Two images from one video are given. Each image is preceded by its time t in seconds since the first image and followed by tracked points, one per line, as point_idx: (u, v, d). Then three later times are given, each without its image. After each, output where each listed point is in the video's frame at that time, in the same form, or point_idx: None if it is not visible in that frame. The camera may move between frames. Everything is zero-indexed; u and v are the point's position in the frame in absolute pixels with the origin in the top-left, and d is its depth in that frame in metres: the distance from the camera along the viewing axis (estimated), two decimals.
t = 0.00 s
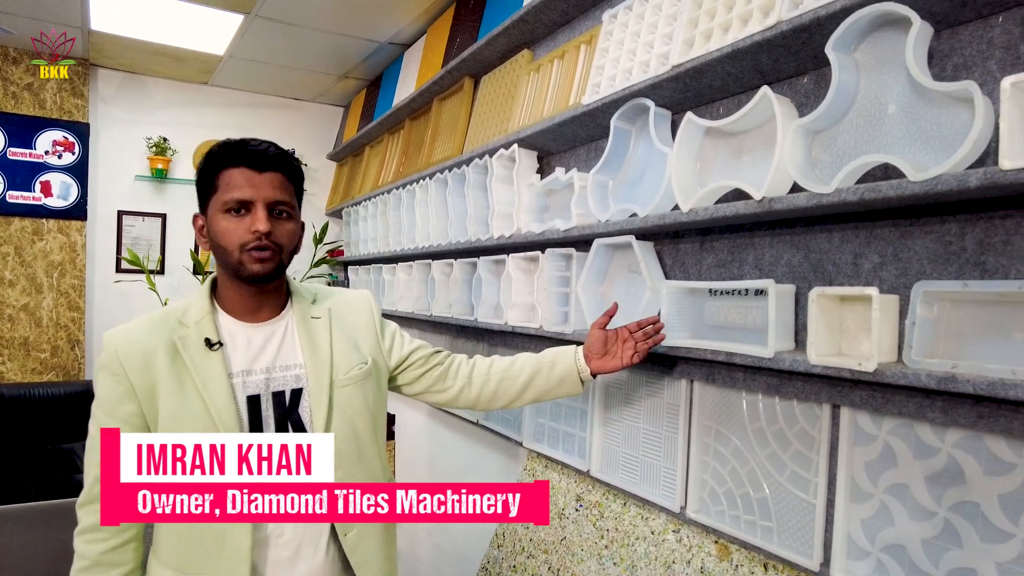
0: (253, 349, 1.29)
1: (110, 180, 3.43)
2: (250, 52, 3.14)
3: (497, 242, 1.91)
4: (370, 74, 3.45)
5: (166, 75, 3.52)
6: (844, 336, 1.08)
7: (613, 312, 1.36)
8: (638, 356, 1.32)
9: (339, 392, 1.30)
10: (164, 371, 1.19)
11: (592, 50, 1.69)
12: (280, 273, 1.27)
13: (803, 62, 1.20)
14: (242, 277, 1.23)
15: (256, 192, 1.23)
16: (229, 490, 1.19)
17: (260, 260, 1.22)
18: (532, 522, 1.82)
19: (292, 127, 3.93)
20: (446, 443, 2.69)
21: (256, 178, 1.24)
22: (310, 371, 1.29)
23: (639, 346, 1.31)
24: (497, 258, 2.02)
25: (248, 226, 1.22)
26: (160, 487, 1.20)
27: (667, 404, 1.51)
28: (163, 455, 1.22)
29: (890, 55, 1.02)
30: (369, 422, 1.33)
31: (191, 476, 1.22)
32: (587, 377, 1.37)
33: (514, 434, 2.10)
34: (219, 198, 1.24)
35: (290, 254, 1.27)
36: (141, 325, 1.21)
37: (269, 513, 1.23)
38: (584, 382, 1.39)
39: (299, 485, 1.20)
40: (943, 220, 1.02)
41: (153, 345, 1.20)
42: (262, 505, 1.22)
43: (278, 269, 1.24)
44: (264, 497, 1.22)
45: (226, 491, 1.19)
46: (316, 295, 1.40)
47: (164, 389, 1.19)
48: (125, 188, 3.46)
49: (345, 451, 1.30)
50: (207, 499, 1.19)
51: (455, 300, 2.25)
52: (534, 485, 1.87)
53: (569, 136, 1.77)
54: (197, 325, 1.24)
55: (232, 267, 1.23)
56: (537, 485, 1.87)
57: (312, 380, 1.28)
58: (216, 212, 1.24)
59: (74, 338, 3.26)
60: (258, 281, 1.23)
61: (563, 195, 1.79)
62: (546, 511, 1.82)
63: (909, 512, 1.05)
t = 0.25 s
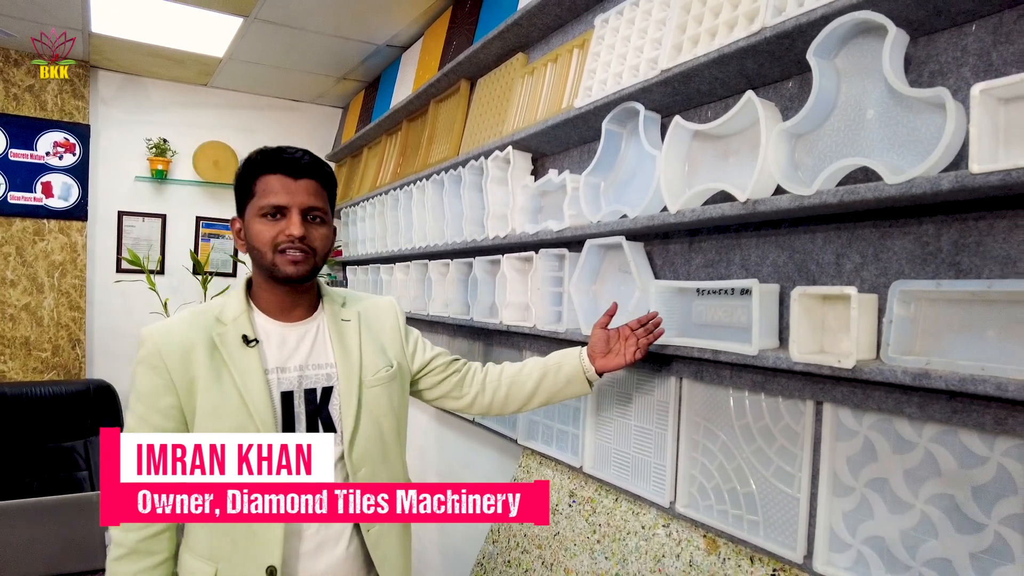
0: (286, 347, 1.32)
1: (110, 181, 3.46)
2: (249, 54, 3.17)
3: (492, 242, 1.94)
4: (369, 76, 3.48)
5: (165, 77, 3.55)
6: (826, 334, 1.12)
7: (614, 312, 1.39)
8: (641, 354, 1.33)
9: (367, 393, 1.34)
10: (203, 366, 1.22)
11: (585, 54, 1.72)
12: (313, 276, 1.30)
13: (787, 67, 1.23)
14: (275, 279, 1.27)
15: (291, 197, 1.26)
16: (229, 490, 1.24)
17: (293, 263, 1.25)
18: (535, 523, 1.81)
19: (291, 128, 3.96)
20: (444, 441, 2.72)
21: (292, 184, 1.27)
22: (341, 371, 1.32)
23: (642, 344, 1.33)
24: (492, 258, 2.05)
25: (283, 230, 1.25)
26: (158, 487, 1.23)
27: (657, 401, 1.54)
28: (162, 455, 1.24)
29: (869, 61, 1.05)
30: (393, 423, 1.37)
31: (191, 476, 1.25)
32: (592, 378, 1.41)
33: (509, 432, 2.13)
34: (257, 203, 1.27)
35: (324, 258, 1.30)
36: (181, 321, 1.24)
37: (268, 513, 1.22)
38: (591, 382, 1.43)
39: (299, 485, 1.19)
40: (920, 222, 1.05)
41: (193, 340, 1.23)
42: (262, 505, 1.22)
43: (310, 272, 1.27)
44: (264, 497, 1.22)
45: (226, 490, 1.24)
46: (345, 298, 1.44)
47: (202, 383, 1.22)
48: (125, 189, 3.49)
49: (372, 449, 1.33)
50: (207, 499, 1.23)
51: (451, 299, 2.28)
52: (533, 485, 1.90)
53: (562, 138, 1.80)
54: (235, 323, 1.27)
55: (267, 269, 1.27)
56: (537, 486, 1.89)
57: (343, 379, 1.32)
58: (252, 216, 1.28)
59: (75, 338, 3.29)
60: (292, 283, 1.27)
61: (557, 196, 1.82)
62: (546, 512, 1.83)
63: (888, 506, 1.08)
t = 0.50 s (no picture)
0: (309, 345, 1.36)
1: (112, 181, 3.49)
2: (250, 57, 3.20)
3: (488, 243, 1.97)
4: (368, 78, 3.51)
5: (166, 79, 3.58)
6: (810, 333, 1.15)
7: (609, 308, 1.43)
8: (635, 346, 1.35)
9: (386, 393, 1.37)
10: (231, 363, 1.26)
11: (579, 59, 1.75)
12: (339, 280, 1.34)
13: (773, 73, 1.27)
14: (303, 282, 1.31)
15: (320, 204, 1.31)
16: (229, 490, 1.26)
17: (320, 267, 1.29)
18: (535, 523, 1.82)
19: (291, 130, 3.99)
20: (442, 439, 2.75)
21: (321, 192, 1.32)
22: (361, 371, 1.36)
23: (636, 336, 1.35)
24: (489, 258, 2.08)
25: (312, 235, 1.30)
26: (158, 487, 1.26)
27: (648, 399, 1.58)
28: (162, 455, 1.28)
29: (850, 68, 1.09)
30: (410, 422, 1.40)
31: (190, 476, 1.27)
32: (592, 372, 1.43)
33: (506, 430, 2.16)
34: (287, 208, 1.32)
35: (349, 264, 1.34)
36: (210, 318, 1.28)
37: (268, 513, 1.24)
38: (592, 378, 1.45)
39: (299, 485, 1.19)
40: (900, 224, 1.08)
41: (221, 337, 1.27)
42: (262, 505, 1.24)
43: (337, 276, 1.31)
44: (264, 497, 1.25)
45: (226, 491, 1.26)
46: (365, 302, 1.48)
47: (229, 379, 1.25)
48: (126, 189, 3.53)
49: (389, 447, 1.36)
50: (207, 499, 1.26)
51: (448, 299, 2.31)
52: (534, 485, 1.90)
53: (557, 140, 1.83)
54: (261, 322, 1.31)
55: (295, 273, 1.31)
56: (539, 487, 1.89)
57: (363, 379, 1.35)
58: (282, 221, 1.32)
59: (77, 337, 3.32)
60: (318, 286, 1.31)
61: (552, 197, 1.85)
62: (546, 512, 1.83)
63: (870, 499, 1.12)
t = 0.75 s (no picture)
0: (315, 341, 1.40)
1: (114, 182, 3.53)
2: (251, 59, 3.24)
3: (486, 244, 2.01)
4: (367, 80, 3.55)
5: (168, 80, 3.62)
6: (795, 331, 1.19)
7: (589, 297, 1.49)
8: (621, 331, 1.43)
9: (389, 388, 1.42)
10: (240, 357, 1.30)
11: (574, 64, 1.79)
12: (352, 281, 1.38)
13: (761, 79, 1.31)
14: (319, 282, 1.35)
15: (338, 208, 1.35)
16: (229, 490, 1.30)
17: (337, 268, 1.34)
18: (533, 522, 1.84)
19: (292, 131, 4.03)
20: (441, 436, 2.80)
21: (339, 196, 1.36)
22: (365, 367, 1.40)
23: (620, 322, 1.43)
24: (487, 259, 2.12)
25: (330, 238, 1.34)
26: (159, 487, 1.32)
27: (641, 395, 1.62)
28: (162, 455, 1.34)
29: (834, 75, 1.13)
30: (412, 418, 1.44)
31: (190, 476, 1.32)
32: (581, 363, 1.48)
33: (503, 426, 2.20)
34: (305, 211, 1.36)
35: (363, 265, 1.39)
36: (220, 315, 1.33)
37: (268, 514, 1.28)
38: (581, 368, 1.50)
39: (299, 485, 1.23)
40: (881, 225, 1.13)
41: (230, 332, 1.31)
42: (261, 506, 1.28)
43: (352, 277, 1.36)
44: (264, 497, 1.29)
45: (226, 491, 1.30)
46: (369, 301, 1.52)
47: (238, 373, 1.30)
48: (129, 190, 3.57)
49: (391, 441, 1.40)
50: (207, 499, 1.29)
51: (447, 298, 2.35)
52: (533, 486, 1.91)
53: (553, 143, 1.87)
54: (268, 318, 1.35)
55: (311, 273, 1.34)
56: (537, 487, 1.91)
57: (366, 375, 1.39)
58: (299, 223, 1.36)
59: (80, 336, 3.36)
60: (333, 286, 1.35)
61: (549, 199, 1.89)
62: (546, 512, 1.84)
63: (852, 491, 1.16)
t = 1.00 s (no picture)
0: (321, 337, 1.45)
1: (119, 183, 3.57)
2: (255, 61, 3.28)
3: (487, 244, 2.06)
4: (369, 82, 3.60)
5: (173, 82, 3.67)
6: (784, 328, 1.24)
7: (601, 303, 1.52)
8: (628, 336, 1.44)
9: (393, 383, 1.47)
10: (249, 352, 1.35)
11: (572, 68, 1.84)
12: (355, 274, 1.43)
13: (752, 85, 1.36)
14: (322, 275, 1.39)
15: (340, 203, 1.40)
16: (228, 490, 1.34)
17: (340, 261, 1.38)
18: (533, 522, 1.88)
19: (294, 132, 4.07)
20: (443, 433, 2.85)
21: (340, 192, 1.41)
22: (370, 363, 1.45)
23: (628, 327, 1.44)
24: (488, 258, 2.17)
25: (332, 232, 1.39)
26: (161, 488, 1.39)
27: (638, 390, 1.67)
28: (162, 456, 1.40)
29: (820, 82, 1.18)
30: (414, 412, 1.50)
31: (191, 476, 1.36)
32: (585, 364, 1.53)
33: (504, 422, 2.25)
34: (308, 207, 1.41)
35: (365, 259, 1.43)
36: (230, 312, 1.37)
37: (268, 512, 1.32)
38: (584, 369, 1.54)
39: (299, 485, 1.26)
40: (866, 226, 1.18)
41: (240, 327, 1.35)
42: (261, 505, 1.33)
43: (354, 270, 1.40)
44: (264, 497, 1.34)
45: (225, 491, 1.34)
46: (373, 297, 1.57)
47: (247, 368, 1.34)
48: (133, 190, 3.61)
49: (395, 434, 1.45)
50: (207, 499, 1.33)
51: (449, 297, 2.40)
52: (534, 486, 1.95)
53: (553, 146, 1.92)
54: (276, 315, 1.40)
55: (314, 266, 1.39)
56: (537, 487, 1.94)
57: (371, 370, 1.45)
58: (303, 219, 1.41)
59: (85, 335, 3.41)
60: (336, 279, 1.39)
61: (548, 200, 1.94)
62: (546, 512, 1.88)
63: (839, 481, 1.21)
